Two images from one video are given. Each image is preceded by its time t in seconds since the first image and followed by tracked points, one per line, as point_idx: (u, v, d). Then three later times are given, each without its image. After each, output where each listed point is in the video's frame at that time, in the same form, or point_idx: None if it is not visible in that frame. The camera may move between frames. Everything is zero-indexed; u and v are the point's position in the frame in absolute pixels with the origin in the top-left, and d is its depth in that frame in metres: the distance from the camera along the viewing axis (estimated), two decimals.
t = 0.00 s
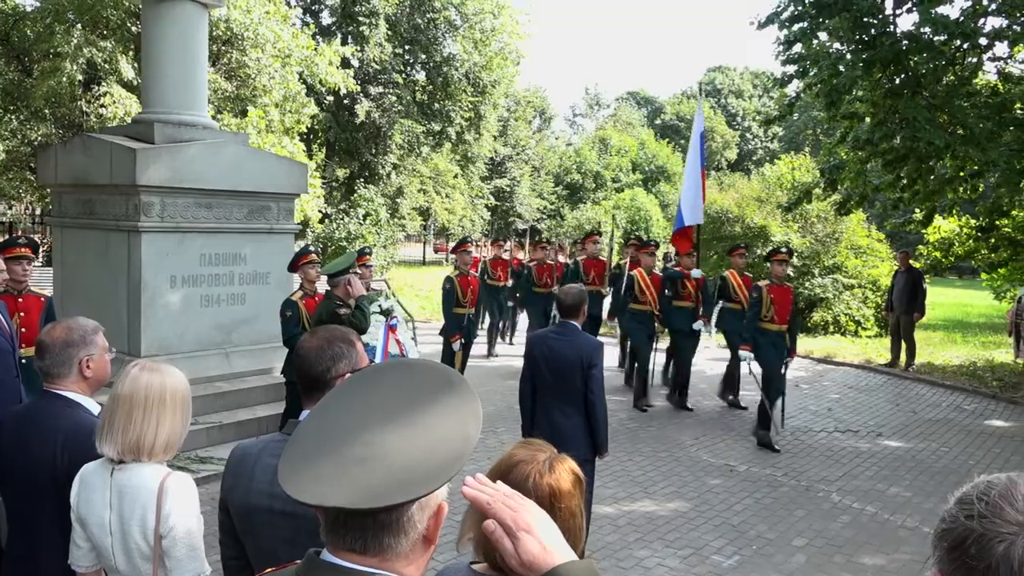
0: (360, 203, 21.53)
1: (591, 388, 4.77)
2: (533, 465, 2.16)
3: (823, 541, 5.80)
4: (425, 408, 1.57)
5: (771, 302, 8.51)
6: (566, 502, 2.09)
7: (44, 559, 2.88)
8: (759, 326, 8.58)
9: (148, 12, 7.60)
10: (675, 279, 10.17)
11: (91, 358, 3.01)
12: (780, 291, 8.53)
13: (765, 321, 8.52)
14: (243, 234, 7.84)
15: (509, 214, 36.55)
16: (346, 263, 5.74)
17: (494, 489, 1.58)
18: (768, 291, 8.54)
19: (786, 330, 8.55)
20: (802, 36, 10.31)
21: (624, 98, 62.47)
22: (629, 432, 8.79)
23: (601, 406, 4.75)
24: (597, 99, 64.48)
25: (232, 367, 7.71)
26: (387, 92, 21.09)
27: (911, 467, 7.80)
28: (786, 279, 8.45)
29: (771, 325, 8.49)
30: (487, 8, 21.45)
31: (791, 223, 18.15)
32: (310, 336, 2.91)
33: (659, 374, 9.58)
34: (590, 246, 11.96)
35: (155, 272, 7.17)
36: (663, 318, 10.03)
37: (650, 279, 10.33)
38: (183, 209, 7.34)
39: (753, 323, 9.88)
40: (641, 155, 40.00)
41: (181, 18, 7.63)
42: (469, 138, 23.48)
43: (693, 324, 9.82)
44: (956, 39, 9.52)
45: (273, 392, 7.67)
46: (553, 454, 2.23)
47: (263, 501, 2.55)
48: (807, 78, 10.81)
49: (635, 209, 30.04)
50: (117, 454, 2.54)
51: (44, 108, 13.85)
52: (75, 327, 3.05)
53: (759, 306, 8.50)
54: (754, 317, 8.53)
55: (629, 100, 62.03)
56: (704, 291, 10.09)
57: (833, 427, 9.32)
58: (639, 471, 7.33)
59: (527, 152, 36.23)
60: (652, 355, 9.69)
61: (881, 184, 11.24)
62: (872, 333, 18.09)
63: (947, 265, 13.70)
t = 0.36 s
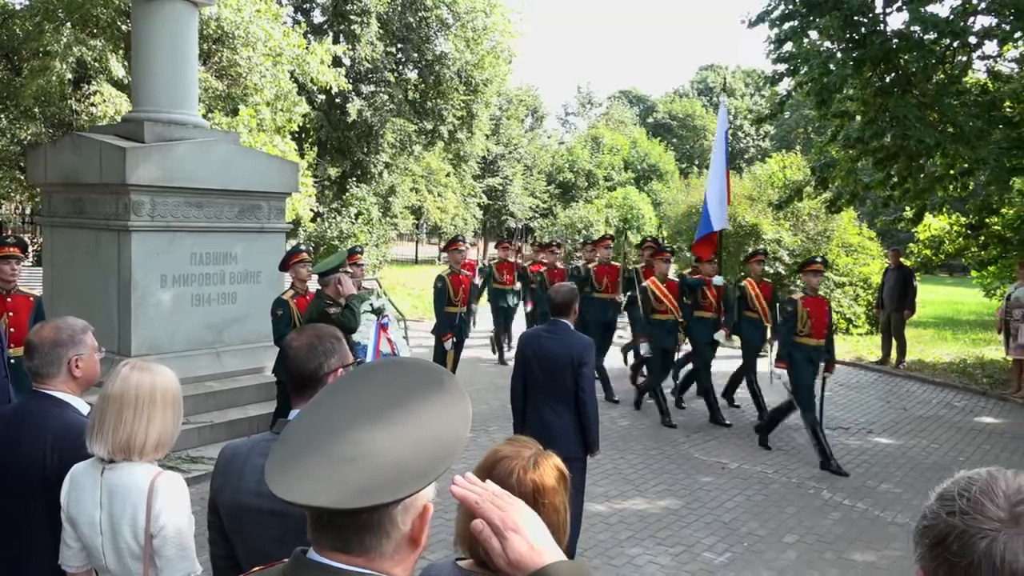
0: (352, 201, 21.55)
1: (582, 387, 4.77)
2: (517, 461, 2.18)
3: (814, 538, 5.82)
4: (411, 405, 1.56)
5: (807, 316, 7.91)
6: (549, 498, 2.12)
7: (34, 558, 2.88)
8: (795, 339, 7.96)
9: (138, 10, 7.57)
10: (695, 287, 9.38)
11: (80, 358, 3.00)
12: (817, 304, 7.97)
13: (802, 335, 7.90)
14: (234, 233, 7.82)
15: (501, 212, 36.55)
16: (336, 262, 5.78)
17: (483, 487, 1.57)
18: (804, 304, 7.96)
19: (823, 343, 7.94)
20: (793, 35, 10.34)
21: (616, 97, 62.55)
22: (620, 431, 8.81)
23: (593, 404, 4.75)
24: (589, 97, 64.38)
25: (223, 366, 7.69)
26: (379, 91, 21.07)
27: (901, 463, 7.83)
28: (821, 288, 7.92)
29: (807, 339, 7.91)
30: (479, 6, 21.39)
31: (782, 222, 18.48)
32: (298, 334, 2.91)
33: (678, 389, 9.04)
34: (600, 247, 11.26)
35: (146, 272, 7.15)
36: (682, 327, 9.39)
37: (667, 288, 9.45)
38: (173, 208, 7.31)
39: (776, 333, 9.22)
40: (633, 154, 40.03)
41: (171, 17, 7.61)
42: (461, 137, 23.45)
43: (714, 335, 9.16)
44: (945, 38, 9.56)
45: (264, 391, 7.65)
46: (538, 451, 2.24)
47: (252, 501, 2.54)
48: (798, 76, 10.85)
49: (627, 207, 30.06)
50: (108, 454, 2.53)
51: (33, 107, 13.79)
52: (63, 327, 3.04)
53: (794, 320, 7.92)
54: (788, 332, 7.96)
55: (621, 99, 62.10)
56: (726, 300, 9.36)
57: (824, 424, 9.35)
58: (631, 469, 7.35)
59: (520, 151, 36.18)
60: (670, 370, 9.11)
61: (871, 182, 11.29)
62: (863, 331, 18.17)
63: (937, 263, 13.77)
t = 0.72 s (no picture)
0: (341, 200, 21.56)
1: (568, 385, 4.79)
2: (487, 455, 2.21)
3: (798, 535, 5.85)
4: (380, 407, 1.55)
5: (841, 313, 7.57)
6: (519, 493, 2.15)
7: (13, 558, 2.86)
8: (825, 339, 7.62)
9: (123, 8, 7.53)
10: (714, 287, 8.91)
11: (58, 357, 2.98)
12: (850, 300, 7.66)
13: (834, 334, 7.57)
14: (219, 232, 7.79)
15: (491, 211, 36.53)
16: (322, 261, 5.76)
17: (456, 486, 1.57)
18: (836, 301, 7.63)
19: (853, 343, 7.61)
20: (779, 34, 10.37)
21: (606, 96, 62.62)
22: (607, 429, 8.83)
23: (578, 403, 4.77)
24: (579, 96, 64.36)
25: (209, 366, 7.66)
26: (367, 90, 21.01)
27: (886, 461, 7.88)
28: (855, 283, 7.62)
29: (838, 338, 7.58)
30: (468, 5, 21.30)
31: (771, 220, 18.33)
32: (276, 333, 2.90)
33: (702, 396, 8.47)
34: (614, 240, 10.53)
35: (131, 271, 7.12)
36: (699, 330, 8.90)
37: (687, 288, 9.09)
38: (158, 207, 7.28)
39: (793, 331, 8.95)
40: (622, 153, 40.03)
41: (156, 15, 7.57)
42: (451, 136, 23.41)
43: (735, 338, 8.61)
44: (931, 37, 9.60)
45: (250, 391, 7.63)
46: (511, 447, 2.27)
47: (230, 501, 2.54)
48: (785, 75, 10.88)
49: (617, 206, 30.05)
50: (84, 456, 2.52)
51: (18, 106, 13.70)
52: (41, 326, 3.02)
53: (827, 319, 7.56)
54: (819, 331, 7.60)
55: (611, 98, 62.19)
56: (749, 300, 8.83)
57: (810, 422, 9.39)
58: (617, 467, 7.37)
59: (510, 150, 36.15)
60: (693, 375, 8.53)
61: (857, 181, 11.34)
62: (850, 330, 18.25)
63: (924, 262, 13.85)
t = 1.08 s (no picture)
0: (331, 198, 21.63)
1: (552, 382, 4.80)
2: (458, 449, 2.46)
3: (785, 531, 5.87)
4: (348, 404, 1.55)
5: (887, 316, 7.15)
6: (481, 488, 2.39)
7: None
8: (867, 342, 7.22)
9: (109, 4, 7.49)
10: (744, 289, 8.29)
11: (36, 355, 2.96)
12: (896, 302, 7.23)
13: (877, 337, 7.18)
14: (206, 230, 7.75)
15: (482, 210, 36.46)
16: (308, 259, 5.65)
17: (428, 483, 1.57)
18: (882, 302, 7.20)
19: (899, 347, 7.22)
20: (767, 32, 10.37)
21: (597, 95, 62.65)
22: (596, 427, 8.84)
23: (562, 400, 4.77)
24: (570, 94, 64.33)
25: (197, 364, 7.62)
26: (357, 87, 20.94)
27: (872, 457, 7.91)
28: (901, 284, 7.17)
29: (884, 342, 7.18)
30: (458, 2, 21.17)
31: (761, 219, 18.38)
32: (252, 329, 2.89)
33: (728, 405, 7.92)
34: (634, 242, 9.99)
35: (116, 269, 7.08)
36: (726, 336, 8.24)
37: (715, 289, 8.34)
38: (144, 205, 7.24)
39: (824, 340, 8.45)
40: (613, 151, 40.01)
41: (141, 12, 7.52)
42: (441, 134, 23.34)
43: (764, 344, 8.12)
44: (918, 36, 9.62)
45: (237, 389, 7.60)
46: (482, 444, 2.50)
47: (204, 501, 2.53)
48: (773, 73, 10.89)
49: (607, 204, 30.03)
50: (58, 456, 2.50)
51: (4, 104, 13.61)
52: (18, 323, 2.99)
53: (873, 320, 7.14)
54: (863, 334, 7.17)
55: (601, 97, 62.23)
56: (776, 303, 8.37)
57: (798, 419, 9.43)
58: (605, 465, 7.38)
59: (500, 148, 36.10)
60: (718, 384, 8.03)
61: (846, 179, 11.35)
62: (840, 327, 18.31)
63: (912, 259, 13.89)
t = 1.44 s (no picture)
0: (320, 197, 21.61)
1: (539, 379, 4.80)
2: (435, 446, 2.45)
3: (772, 527, 5.89)
4: (320, 400, 1.55)
5: (939, 328, 6.46)
6: (458, 485, 2.39)
7: None
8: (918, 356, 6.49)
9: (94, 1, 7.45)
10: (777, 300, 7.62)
11: (14, 356, 2.94)
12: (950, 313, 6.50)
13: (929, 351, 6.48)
14: (193, 229, 7.71)
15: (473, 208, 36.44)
16: (295, 257, 5.66)
17: (402, 481, 1.56)
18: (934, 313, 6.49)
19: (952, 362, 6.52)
20: (755, 30, 10.40)
21: (587, 93, 62.73)
22: (585, 424, 8.85)
23: (549, 397, 4.78)
24: (559, 92, 64.32)
25: (184, 364, 7.58)
26: (346, 86, 20.87)
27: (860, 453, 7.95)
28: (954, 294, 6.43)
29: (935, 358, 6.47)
30: None
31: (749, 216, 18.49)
32: (230, 329, 2.93)
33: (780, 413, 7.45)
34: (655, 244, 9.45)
35: (102, 269, 7.04)
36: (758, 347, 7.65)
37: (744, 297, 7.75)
38: (129, 204, 7.20)
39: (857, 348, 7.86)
40: (603, 149, 40.07)
41: (126, 9, 7.47)
42: (431, 132, 23.28)
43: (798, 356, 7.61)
44: (904, 33, 9.66)
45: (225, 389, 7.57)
46: (459, 441, 2.50)
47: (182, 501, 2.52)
48: (761, 70, 10.92)
49: (598, 202, 30.01)
50: (37, 456, 2.48)
51: None
52: None
53: (923, 335, 6.41)
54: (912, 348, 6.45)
55: (591, 95, 62.30)
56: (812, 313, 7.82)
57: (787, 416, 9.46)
58: (594, 463, 7.38)
59: (490, 146, 36.07)
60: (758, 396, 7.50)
61: (834, 176, 11.40)
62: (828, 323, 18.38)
63: (900, 255, 13.95)
